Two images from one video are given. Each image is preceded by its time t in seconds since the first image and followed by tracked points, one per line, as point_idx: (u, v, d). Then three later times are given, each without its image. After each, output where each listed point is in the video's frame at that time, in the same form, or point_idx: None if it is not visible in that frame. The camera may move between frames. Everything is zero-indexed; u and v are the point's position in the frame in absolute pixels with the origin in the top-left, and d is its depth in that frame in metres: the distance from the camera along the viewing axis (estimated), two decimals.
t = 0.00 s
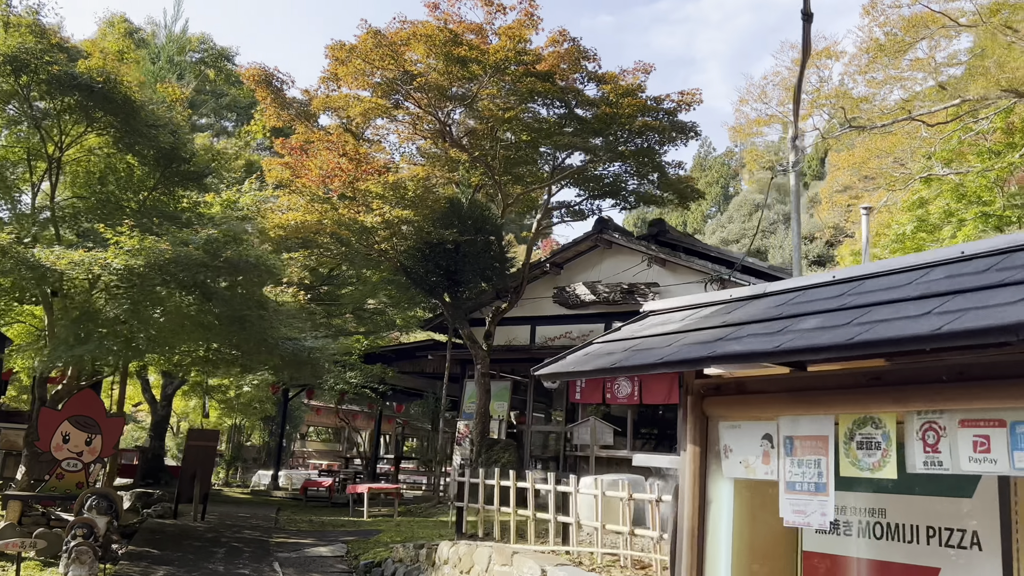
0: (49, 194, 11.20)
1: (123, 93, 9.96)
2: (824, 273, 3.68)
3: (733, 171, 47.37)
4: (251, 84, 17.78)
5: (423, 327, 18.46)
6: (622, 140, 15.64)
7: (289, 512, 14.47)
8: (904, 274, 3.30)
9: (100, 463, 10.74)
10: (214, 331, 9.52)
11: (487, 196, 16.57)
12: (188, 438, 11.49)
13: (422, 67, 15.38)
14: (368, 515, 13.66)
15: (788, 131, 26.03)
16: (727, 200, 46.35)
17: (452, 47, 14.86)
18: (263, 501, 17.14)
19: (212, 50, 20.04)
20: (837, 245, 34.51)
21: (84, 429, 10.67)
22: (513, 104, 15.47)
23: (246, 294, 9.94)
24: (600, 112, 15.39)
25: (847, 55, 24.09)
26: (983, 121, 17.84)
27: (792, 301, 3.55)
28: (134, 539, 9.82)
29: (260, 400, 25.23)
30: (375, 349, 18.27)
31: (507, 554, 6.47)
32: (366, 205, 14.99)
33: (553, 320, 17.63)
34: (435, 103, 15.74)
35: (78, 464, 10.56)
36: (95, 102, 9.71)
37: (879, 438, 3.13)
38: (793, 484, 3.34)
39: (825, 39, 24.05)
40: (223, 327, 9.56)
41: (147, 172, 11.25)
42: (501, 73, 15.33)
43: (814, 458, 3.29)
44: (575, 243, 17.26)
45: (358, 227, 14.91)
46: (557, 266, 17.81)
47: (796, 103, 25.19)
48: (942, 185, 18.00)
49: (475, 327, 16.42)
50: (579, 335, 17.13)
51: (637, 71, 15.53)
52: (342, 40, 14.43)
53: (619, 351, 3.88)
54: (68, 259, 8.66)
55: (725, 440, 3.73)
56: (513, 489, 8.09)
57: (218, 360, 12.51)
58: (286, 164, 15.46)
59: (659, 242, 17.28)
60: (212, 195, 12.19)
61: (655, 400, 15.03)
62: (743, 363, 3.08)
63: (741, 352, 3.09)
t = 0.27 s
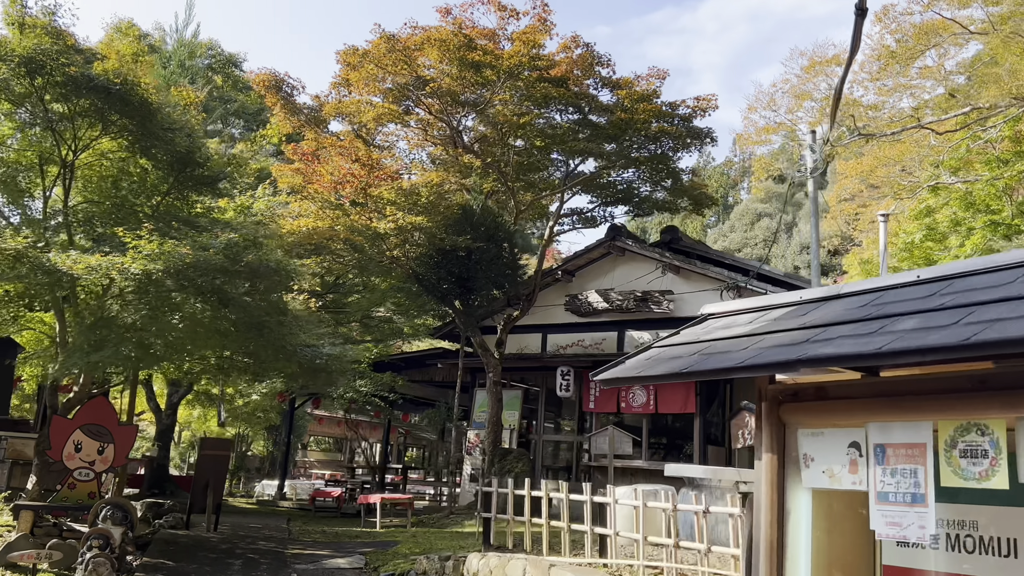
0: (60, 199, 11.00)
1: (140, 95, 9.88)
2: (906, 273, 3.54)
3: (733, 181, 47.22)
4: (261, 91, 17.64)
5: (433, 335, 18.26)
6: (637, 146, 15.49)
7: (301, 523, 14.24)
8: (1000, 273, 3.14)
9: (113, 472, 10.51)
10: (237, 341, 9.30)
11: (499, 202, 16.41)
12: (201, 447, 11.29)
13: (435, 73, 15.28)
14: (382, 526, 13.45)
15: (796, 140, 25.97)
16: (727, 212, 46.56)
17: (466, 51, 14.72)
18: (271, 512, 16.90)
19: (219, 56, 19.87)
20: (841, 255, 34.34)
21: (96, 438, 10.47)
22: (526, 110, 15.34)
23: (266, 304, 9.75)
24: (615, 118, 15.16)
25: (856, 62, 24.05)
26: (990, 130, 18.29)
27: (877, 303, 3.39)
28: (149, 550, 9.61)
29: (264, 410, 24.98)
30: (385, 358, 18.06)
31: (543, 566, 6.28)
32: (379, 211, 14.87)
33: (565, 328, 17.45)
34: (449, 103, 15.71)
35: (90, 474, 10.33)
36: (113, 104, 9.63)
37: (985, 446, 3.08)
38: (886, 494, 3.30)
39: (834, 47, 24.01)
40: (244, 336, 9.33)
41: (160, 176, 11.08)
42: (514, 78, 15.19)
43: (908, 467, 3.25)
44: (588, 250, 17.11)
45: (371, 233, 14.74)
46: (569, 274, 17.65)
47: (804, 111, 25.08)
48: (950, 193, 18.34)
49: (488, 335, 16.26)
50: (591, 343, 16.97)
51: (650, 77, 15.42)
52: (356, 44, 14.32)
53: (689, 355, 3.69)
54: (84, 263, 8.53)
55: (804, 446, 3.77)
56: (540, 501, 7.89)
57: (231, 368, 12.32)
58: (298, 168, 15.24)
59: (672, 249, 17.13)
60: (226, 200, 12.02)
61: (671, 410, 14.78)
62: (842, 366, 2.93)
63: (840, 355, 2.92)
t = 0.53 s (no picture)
0: (74, 200, 10.89)
1: (158, 94, 9.79)
2: (990, 257, 3.44)
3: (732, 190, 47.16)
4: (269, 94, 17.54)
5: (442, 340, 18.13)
6: (650, 150, 15.41)
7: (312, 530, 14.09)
8: None
9: (126, 476, 10.36)
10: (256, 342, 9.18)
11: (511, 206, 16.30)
12: (215, 451, 11.15)
13: (446, 76, 15.18)
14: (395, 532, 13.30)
15: (802, 146, 25.93)
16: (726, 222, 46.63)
17: (480, 53, 14.65)
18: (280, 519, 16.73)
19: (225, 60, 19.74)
20: (844, 262, 34.26)
21: (110, 441, 10.33)
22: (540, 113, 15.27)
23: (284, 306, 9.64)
24: (629, 121, 15.02)
25: (863, 69, 24.03)
26: (998, 137, 18.51)
27: (962, 288, 3.27)
28: (165, 555, 9.45)
29: (267, 417, 24.77)
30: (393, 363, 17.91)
31: (580, 569, 6.17)
32: (392, 214, 14.76)
33: (575, 333, 17.34)
34: (461, 107, 15.61)
35: (104, 478, 10.18)
36: (131, 102, 9.53)
37: None
38: (980, 485, 3.34)
39: (841, 53, 24.00)
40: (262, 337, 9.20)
41: (175, 177, 10.99)
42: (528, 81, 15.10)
43: (1005, 457, 3.27)
44: (599, 255, 17.02)
45: (384, 236, 14.62)
46: (579, 278, 17.54)
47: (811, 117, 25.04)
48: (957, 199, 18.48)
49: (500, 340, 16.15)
50: (602, 348, 16.87)
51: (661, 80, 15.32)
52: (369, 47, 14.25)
53: (759, 345, 3.55)
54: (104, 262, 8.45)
55: (884, 435, 3.78)
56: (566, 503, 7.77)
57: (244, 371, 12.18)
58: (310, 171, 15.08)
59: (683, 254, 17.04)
60: (240, 202, 11.89)
61: (685, 416, 14.66)
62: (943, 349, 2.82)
63: (943, 338, 2.79)
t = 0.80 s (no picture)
0: (81, 205, 10.71)
1: (172, 97, 9.67)
2: None
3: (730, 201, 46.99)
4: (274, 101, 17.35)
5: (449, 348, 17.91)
6: (662, 156, 15.27)
7: (321, 541, 13.86)
8: None
9: (135, 486, 10.15)
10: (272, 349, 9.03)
11: (521, 213, 16.13)
12: (225, 460, 10.96)
13: (455, 82, 15.04)
14: (405, 543, 13.10)
15: (807, 155, 25.85)
16: (723, 233, 46.51)
17: (493, 59, 14.54)
18: (285, 530, 16.48)
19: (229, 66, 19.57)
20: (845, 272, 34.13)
21: (119, 451, 10.14)
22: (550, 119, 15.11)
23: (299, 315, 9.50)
24: (642, 127, 14.92)
25: (869, 77, 23.99)
26: (1004, 147, 18.53)
27: None
28: (177, 567, 9.25)
29: (268, 427, 24.48)
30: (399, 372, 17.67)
31: None
32: (402, 221, 14.60)
33: (585, 342, 17.18)
34: (470, 114, 15.47)
35: (113, 488, 9.96)
36: (142, 105, 9.37)
37: None
38: None
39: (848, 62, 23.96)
40: (279, 345, 9.05)
41: (186, 183, 10.84)
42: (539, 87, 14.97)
43: None
44: (609, 263, 16.87)
45: (394, 243, 14.45)
46: (589, 285, 17.37)
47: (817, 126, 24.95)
48: (965, 210, 18.50)
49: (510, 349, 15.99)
50: (612, 357, 16.72)
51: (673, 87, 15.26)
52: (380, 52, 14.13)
53: (829, 350, 3.40)
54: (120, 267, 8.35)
55: (964, 444, 3.73)
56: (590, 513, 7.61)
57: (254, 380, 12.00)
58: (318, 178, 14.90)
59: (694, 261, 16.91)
60: (249, 208, 11.70)
61: (699, 426, 14.52)
62: None
63: None
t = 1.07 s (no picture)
0: (89, 205, 10.55)
1: (184, 95, 9.54)
2: None
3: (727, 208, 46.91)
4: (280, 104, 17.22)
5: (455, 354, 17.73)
6: (672, 160, 15.15)
7: (328, 548, 13.64)
8: None
9: (143, 491, 9.96)
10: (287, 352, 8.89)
11: (529, 217, 16.00)
12: (234, 465, 10.77)
13: (463, 85, 14.91)
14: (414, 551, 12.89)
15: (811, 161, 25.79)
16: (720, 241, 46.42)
17: (502, 61, 14.45)
18: (289, 538, 16.25)
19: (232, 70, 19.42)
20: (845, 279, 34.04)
21: (127, 455, 9.95)
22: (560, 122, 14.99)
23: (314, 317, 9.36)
24: (653, 129, 14.76)
25: (874, 83, 23.95)
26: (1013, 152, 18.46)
27: None
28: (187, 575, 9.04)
29: (268, 434, 24.25)
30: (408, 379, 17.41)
31: None
32: (410, 224, 14.46)
33: (592, 347, 17.05)
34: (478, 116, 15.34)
35: (121, 493, 9.77)
36: (154, 104, 9.26)
37: None
38: None
39: (853, 68, 23.92)
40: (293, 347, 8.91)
41: (195, 183, 10.68)
42: (547, 90, 14.87)
43: None
44: (617, 267, 16.74)
45: (403, 247, 14.32)
46: (596, 291, 17.23)
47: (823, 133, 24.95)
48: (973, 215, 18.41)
49: (518, 354, 15.85)
50: (620, 362, 16.58)
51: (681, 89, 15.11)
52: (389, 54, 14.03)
53: (898, 342, 3.27)
54: (134, 265, 8.27)
55: None
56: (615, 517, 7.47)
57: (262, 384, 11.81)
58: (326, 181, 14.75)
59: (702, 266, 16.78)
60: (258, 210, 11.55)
61: (710, 431, 14.38)
62: None
63: None
